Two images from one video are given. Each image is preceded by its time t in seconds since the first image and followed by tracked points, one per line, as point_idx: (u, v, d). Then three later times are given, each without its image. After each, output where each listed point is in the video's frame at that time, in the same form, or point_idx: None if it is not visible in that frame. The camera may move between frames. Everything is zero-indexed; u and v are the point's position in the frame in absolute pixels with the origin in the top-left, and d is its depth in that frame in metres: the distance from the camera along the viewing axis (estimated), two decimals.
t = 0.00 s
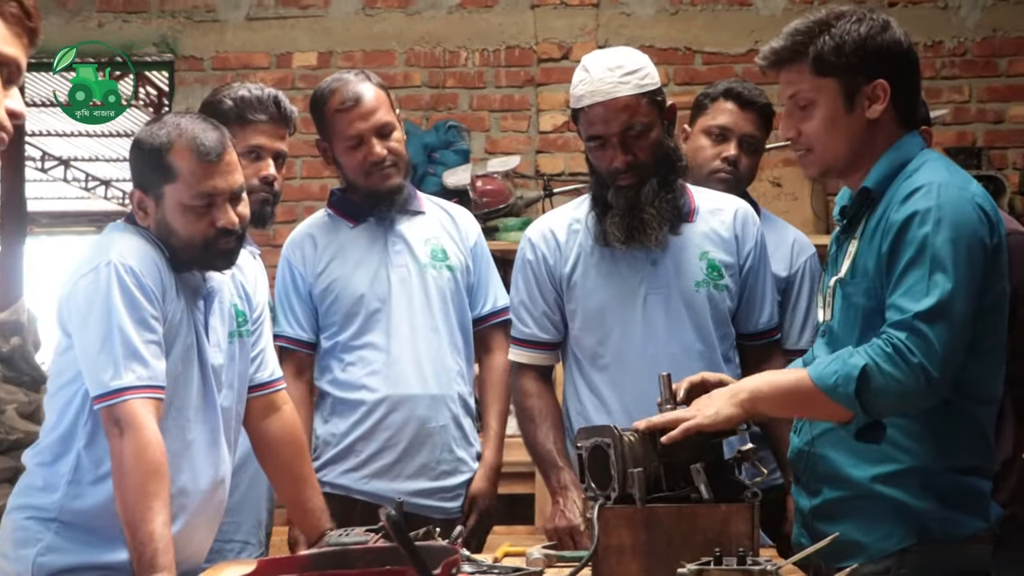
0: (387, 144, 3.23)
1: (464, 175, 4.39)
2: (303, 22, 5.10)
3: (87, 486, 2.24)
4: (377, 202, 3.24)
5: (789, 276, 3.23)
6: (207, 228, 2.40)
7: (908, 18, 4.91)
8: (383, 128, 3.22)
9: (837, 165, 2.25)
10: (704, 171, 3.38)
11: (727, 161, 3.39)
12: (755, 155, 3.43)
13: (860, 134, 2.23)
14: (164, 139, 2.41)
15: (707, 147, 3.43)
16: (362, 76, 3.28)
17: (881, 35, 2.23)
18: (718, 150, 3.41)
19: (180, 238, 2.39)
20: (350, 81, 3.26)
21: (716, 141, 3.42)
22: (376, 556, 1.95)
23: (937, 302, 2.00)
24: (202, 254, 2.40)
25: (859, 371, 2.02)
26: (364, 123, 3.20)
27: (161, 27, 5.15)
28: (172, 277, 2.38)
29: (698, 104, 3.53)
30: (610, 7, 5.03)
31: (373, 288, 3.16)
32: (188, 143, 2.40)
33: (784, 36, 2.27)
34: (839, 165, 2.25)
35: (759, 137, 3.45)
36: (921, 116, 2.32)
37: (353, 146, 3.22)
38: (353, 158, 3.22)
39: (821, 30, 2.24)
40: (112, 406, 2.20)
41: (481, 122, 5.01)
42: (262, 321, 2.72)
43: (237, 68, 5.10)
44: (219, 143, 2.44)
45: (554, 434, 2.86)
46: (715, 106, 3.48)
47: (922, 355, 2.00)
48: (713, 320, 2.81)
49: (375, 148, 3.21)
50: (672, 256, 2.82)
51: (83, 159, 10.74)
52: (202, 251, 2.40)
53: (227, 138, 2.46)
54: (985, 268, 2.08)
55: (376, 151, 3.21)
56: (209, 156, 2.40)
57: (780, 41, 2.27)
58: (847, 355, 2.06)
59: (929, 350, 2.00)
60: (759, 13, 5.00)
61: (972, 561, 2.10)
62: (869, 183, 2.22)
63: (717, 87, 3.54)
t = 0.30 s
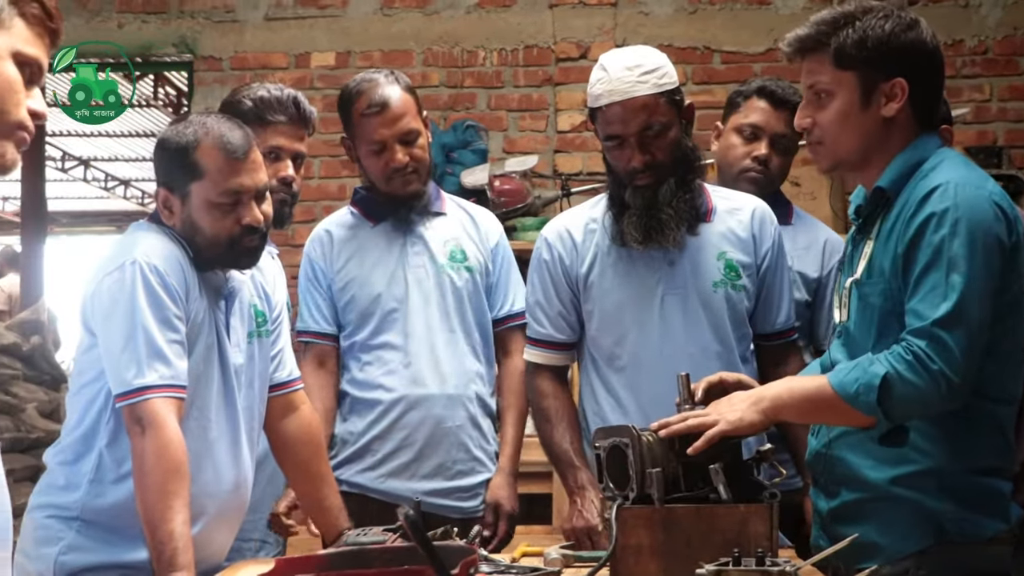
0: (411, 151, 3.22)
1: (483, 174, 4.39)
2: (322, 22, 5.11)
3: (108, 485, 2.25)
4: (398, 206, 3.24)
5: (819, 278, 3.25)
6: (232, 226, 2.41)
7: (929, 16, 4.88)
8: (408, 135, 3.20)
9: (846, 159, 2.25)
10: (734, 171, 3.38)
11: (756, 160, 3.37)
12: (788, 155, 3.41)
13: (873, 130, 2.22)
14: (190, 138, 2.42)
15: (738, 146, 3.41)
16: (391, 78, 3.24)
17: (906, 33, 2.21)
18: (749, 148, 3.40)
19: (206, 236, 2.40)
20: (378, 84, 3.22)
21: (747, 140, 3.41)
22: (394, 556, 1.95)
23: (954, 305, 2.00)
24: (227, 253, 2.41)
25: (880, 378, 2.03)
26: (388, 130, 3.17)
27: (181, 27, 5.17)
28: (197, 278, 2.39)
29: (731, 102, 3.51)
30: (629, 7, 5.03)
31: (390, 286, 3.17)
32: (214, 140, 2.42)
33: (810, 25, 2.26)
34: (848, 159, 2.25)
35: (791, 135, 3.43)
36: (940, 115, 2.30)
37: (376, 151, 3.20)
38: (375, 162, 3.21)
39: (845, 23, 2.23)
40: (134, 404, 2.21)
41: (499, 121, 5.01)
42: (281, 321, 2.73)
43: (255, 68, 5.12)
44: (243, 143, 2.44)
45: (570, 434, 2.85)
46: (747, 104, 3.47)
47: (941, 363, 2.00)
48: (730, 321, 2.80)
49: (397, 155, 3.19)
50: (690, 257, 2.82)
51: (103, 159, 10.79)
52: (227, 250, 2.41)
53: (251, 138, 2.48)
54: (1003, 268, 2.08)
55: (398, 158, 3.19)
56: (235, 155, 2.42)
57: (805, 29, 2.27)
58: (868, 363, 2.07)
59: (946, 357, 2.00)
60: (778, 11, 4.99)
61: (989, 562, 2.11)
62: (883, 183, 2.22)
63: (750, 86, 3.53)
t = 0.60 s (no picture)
0: (432, 144, 3.24)
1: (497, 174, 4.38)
2: (336, 23, 5.12)
3: (125, 484, 2.25)
4: (420, 203, 3.26)
5: (836, 278, 3.24)
6: (253, 224, 2.43)
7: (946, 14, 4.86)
8: (430, 128, 3.24)
9: (858, 155, 2.25)
10: (749, 173, 3.37)
11: (772, 162, 3.36)
12: (803, 157, 3.40)
13: (885, 128, 2.21)
14: (212, 137, 2.43)
15: (754, 148, 3.40)
16: (412, 74, 3.29)
17: (923, 30, 2.20)
18: (765, 150, 3.39)
19: (225, 234, 2.41)
20: (399, 79, 3.26)
21: (762, 142, 3.40)
22: (409, 557, 1.95)
23: (971, 302, 2.00)
24: (247, 250, 2.41)
25: (896, 377, 2.02)
26: (411, 120, 3.21)
27: (196, 28, 5.18)
28: (214, 278, 2.39)
29: (747, 103, 3.50)
30: (643, 6, 5.02)
31: (400, 285, 3.17)
32: (234, 138, 2.42)
33: (827, 20, 2.26)
34: (861, 155, 2.25)
35: (806, 138, 3.41)
36: (955, 115, 2.28)
37: (398, 142, 3.23)
38: (397, 154, 3.23)
39: (862, 19, 2.22)
40: (151, 403, 2.21)
41: (513, 121, 5.01)
42: (296, 321, 2.73)
43: (270, 69, 5.13)
44: (263, 142, 2.45)
45: (584, 435, 2.84)
46: (763, 105, 3.46)
47: (957, 359, 2.00)
48: (746, 321, 2.80)
49: (420, 146, 3.21)
50: (705, 258, 2.81)
51: (119, 159, 10.82)
52: (247, 247, 2.42)
53: (272, 137, 2.49)
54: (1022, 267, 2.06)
55: (421, 149, 3.22)
56: (256, 153, 2.42)
57: (823, 24, 2.26)
58: (884, 361, 2.06)
59: (962, 351, 1.99)
60: (793, 11, 4.97)
61: (1010, 560, 2.06)
62: (898, 183, 2.20)
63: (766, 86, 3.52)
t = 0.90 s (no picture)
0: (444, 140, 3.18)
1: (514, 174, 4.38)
2: (354, 23, 5.13)
3: (147, 483, 2.26)
4: (427, 204, 3.19)
5: (853, 279, 3.22)
6: (286, 219, 2.45)
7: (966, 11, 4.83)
8: (443, 123, 3.16)
9: (879, 153, 2.23)
10: (767, 171, 3.36)
11: (789, 161, 3.35)
12: (822, 156, 3.39)
13: (906, 125, 2.20)
14: (248, 133, 2.45)
15: (772, 146, 3.39)
16: (425, 69, 3.22)
17: (944, 27, 2.19)
18: (783, 149, 3.37)
19: (259, 226, 2.43)
20: (412, 73, 3.19)
21: (780, 140, 3.39)
22: (430, 557, 1.95)
23: (993, 302, 1.98)
24: (277, 245, 2.43)
25: (917, 378, 2.01)
26: (424, 114, 3.13)
27: (214, 28, 5.19)
28: (239, 278, 2.40)
29: (765, 101, 3.49)
30: (661, 5, 5.01)
31: (400, 288, 3.11)
32: (272, 135, 2.45)
33: (848, 17, 2.25)
34: (881, 153, 2.23)
35: (825, 137, 3.40)
36: (978, 113, 2.27)
37: (410, 136, 3.15)
38: (407, 149, 3.16)
39: (883, 15, 2.21)
40: (174, 403, 2.21)
41: (531, 121, 5.01)
42: (316, 320, 2.73)
43: (288, 69, 5.14)
44: (295, 137, 2.48)
45: (603, 434, 2.84)
46: (781, 104, 3.44)
47: (979, 359, 1.98)
48: (765, 322, 2.79)
49: (432, 141, 3.15)
50: (725, 259, 2.80)
51: (137, 160, 10.85)
52: (279, 242, 2.44)
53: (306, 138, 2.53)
54: None
55: (434, 145, 3.15)
56: (295, 148, 2.46)
57: (843, 21, 2.26)
58: (906, 361, 2.05)
59: (985, 352, 1.98)
60: (811, 9, 4.96)
61: None
62: (921, 181, 2.19)
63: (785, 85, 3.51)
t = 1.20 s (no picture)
0: (491, 147, 3.11)
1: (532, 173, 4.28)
2: (371, 23, 5.13)
3: (171, 482, 2.26)
4: (465, 210, 3.15)
5: (870, 279, 3.20)
6: (320, 217, 2.49)
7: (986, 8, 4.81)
8: (492, 132, 3.09)
9: (902, 151, 2.22)
10: (785, 171, 3.35)
11: (807, 160, 3.34)
12: (840, 156, 3.37)
13: (930, 123, 2.18)
14: (282, 134, 2.50)
15: (789, 146, 3.38)
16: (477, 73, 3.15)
17: (969, 24, 2.18)
18: (800, 148, 3.36)
19: (296, 220, 2.46)
20: (463, 76, 3.11)
21: (798, 139, 3.37)
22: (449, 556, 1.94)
23: (1017, 301, 1.97)
24: (310, 243, 2.47)
25: (939, 376, 2.00)
26: (475, 120, 3.06)
27: (232, 29, 5.20)
28: (263, 279, 2.41)
29: (783, 100, 3.48)
30: (678, 4, 5.00)
31: (424, 293, 3.09)
32: (310, 138, 2.51)
33: (871, 14, 2.23)
34: (904, 151, 2.22)
35: (844, 137, 3.38)
36: (1001, 112, 2.26)
37: (457, 141, 3.08)
38: (453, 154, 3.09)
39: (907, 12, 2.20)
40: (197, 403, 2.22)
41: (547, 120, 5.00)
42: (334, 320, 2.73)
43: (305, 69, 5.14)
44: (330, 140, 2.56)
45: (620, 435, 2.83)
46: (800, 103, 3.43)
47: (1002, 358, 1.97)
48: (784, 325, 2.78)
49: (480, 148, 3.08)
50: (742, 263, 2.78)
51: (155, 160, 10.88)
52: (310, 241, 2.48)
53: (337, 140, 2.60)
54: None
55: (479, 153, 3.08)
56: (331, 148, 2.53)
57: (866, 18, 2.24)
58: (928, 360, 2.04)
59: (1008, 350, 1.97)
60: (829, 7, 4.94)
61: None
62: (944, 179, 2.18)
63: (803, 84, 3.50)
